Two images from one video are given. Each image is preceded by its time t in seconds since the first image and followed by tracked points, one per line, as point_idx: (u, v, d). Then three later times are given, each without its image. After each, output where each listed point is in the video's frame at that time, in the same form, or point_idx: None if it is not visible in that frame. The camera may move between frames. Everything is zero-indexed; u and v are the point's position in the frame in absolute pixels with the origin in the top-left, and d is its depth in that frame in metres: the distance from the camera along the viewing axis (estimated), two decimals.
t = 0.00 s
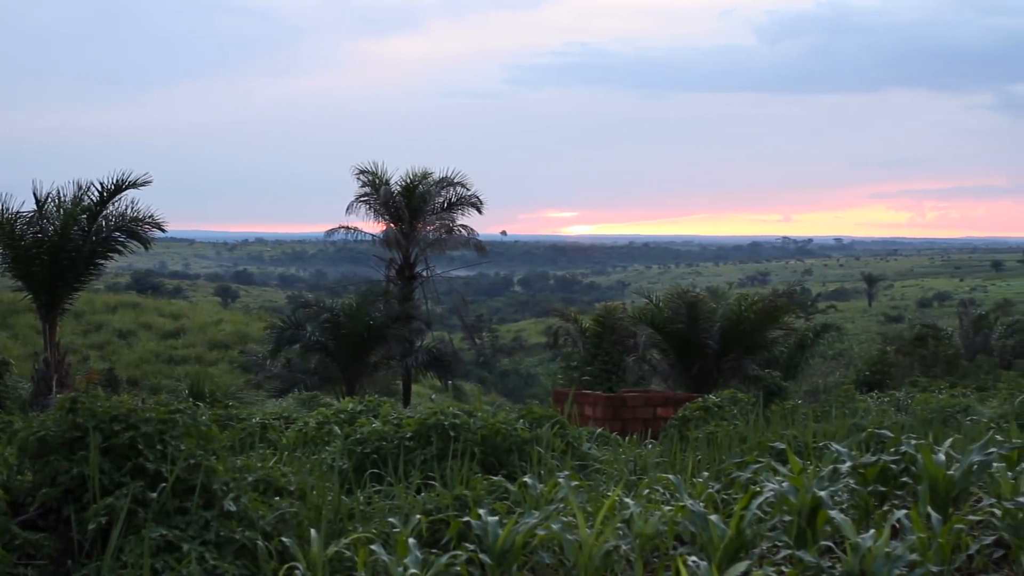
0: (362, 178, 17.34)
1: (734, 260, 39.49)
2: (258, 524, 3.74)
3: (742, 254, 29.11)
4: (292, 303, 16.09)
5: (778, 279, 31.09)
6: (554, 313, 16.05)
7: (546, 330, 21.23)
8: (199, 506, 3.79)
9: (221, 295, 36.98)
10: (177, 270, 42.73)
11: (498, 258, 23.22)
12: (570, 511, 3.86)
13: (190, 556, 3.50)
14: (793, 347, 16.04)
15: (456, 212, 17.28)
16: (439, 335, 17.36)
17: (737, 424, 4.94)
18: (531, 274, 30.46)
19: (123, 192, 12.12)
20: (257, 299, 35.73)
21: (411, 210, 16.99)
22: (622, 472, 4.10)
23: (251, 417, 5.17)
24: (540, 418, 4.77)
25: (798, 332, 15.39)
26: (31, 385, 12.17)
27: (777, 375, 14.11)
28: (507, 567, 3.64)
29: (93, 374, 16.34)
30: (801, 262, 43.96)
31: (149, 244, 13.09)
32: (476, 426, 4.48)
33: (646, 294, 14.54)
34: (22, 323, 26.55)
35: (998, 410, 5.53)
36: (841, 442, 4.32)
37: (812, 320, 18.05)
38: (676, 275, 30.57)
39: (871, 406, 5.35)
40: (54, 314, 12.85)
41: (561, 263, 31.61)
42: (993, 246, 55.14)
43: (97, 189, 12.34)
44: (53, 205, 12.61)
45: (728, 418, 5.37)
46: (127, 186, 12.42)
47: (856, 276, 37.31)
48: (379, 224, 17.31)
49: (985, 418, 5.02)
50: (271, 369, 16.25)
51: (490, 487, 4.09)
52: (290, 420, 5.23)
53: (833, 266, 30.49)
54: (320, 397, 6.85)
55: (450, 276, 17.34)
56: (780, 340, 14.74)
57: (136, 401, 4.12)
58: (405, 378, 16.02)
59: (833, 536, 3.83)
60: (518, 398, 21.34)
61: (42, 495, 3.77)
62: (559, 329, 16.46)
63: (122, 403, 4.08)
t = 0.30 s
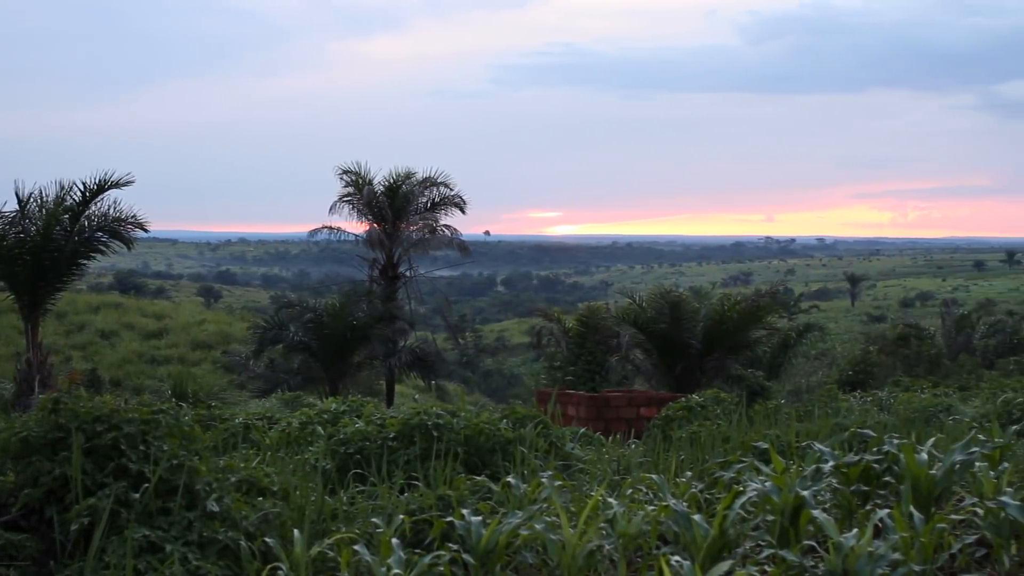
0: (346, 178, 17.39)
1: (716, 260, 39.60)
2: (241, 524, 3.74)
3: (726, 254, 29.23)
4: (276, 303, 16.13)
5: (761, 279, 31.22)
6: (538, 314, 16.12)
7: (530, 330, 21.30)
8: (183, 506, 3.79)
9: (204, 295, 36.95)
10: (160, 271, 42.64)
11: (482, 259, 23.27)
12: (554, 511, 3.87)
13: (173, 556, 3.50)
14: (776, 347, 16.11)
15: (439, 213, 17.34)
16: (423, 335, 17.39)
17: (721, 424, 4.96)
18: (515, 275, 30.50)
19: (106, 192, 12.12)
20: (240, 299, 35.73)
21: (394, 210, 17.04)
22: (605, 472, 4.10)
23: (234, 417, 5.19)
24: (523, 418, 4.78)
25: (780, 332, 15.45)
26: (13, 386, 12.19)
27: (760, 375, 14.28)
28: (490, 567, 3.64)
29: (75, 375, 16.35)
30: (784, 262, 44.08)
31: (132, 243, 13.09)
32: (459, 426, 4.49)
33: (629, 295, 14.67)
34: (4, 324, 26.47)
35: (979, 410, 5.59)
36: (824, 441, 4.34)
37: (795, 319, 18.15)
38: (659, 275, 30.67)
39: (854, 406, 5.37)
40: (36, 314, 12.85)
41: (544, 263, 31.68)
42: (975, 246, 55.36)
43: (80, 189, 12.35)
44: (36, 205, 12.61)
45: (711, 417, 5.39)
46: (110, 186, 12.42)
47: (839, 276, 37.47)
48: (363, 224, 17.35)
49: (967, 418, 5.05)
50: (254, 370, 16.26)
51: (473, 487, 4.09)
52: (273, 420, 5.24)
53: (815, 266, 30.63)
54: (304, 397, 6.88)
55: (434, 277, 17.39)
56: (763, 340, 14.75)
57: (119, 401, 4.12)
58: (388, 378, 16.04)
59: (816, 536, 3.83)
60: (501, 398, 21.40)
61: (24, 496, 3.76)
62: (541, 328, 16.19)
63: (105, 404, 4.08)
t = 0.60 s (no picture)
0: (331, 178, 17.40)
1: (702, 260, 39.70)
2: (226, 525, 3.73)
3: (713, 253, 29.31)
4: (261, 303, 16.16)
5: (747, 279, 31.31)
6: (523, 313, 16.14)
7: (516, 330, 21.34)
8: (168, 507, 3.78)
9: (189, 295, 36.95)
10: (145, 271, 42.59)
11: (468, 259, 23.31)
12: (540, 511, 3.87)
13: (158, 557, 3.49)
14: (762, 346, 16.17)
15: (425, 212, 17.36)
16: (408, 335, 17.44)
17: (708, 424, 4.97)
18: (499, 274, 30.60)
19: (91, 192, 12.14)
20: (225, 299, 35.74)
21: (380, 210, 17.05)
22: (592, 472, 4.10)
23: (219, 417, 5.18)
24: (509, 418, 4.78)
25: (766, 332, 15.50)
26: None
27: (746, 374, 14.38)
28: (476, 567, 3.63)
29: (59, 375, 16.35)
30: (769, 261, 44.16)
31: (116, 244, 13.14)
32: (445, 426, 4.49)
33: (615, 295, 14.66)
34: None
35: (964, 409, 5.62)
36: (810, 441, 4.35)
37: (781, 319, 18.20)
38: (644, 275, 30.79)
39: (839, 405, 5.38)
40: (20, 314, 12.89)
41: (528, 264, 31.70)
42: (961, 246, 55.56)
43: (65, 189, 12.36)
44: (20, 205, 12.61)
45: (698, 418, 5.39)
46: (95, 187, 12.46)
47: (825, 276, 37.59)
48: (348, 224, 17.36)
49: (952, 418, 5.05)
50: (239, 370, 16.28)
51: (459, 487, 4.09)
52: (259, 421, 5.22)
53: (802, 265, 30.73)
54: (289, 398, 6.90)
55: (419, 277, 17.41)
56: (748, 340, 14.76)
57: (104, 402, 4.12)
58: (373, 378, 16.07)
59: (802, 536, 3.83)
60: (487, 398, 21.46)
61: (8, 496, 3.75)
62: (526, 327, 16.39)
63: (89, 404, 4.08)
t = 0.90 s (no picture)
0: (314, 178, 17.41)
1: (685, 260, 39.81)
2: (209, 525, 3.72)
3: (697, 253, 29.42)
4: (245, 303, 16.17)
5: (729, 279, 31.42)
6: (506, 313, 16.16)
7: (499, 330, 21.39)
8: (150, 508, 3.77)
9: (172, 296, 36.93)
10: (127, 270, 42.52)
11: (451, 259, 23.37)
12: (523, 511, 3.87)
13: (141, 558, 3.49)
14: (744, 346, 16.23)
15: (408, 212, 17.38)
16: (391, 335, 17.49)
17: (690, 424, 4.98)
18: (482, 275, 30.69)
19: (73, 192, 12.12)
20: (208, 299, 35.73)
21: (363, 210, 17.06)
22: (574, 472, 4.10)
23: (201, 417, 5.18)
24: (492, 418, 4.79)
25: (749, 332, 15.56)
26: None
27: (728, 375, 14.53)
28: (459, 568, 3.63)
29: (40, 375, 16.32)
30: (752, 262, 44.30)
31: (99, 243, 13.12)
32: (428, 426, 4.50)
33: (599, 294, 14.73)
34: None
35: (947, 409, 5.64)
36: (792, 440, 4.36)
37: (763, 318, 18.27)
38: (627, 275, 30.88)
39: (822, 405, 5.39)
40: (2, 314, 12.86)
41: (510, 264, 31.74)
42: (942, 248, 55.85)
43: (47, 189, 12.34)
44: (2, 205, 12.58)
45: (681, 418, 5.39)
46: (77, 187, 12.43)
47: (807, 277, 37.75)
48: (331, 225, 17.36)
49: (933, 417, 5.05)
50: (223, 370, 16.29)
51: (441, 487, 4.09)
52: (243, 421, 5.20)
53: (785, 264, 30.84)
54: (271, 398, 6.92)
55: (403, 277, 17.42)
56: (730, 340, 14.91)
57: (86, 403, 4.12)
58: (357, 379, 16.06)
59: (785, 535, 3.84)
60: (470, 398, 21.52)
61: None
62: (509, 329, 15.88)
63: (71, 404, 4.08)
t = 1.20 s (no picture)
0: (294, 178, 17.41)
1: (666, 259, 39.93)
2: (189, 525, 3.72)
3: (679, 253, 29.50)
4: (225, 303, 16.16)
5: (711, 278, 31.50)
6: (486, 314, 16.18)
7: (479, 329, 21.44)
8: (130, 508, 3.76)
9: (152, 295, 36.86)
10: (106, 270, 42.42)
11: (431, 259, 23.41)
12: (503, 511, 3.87)
13: (120, 558, 3.48)
14: (724, 346, 16.30)
15: (388, 212, 17.38)
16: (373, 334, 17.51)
17: (671, 424, 4.98)
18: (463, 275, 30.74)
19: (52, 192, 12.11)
20: (188, 299, 35.69)
21: (343, 210, 17.06)
22: (556, 471, 4.10)
23: (181, 417, 5.17)
24: (472, 418, 4.78)
25: (729, 332, 15.62)
26: None
27: (708, 374, 14.42)
28: (439, 567, 3.62)
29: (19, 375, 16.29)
30: (732, 262, 44.44)
31: (79, 243, 13.10)
32: (409, 426, 4.50)
33: (577, 295, 14.91)
34: None
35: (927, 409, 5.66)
36: (773, 440, 4.37)
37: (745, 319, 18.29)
38: (606, 275, 30.96)
39: (802, 405, 5.39)
40: None
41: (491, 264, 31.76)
42: (921, 247, 56.14)
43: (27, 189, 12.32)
44: None
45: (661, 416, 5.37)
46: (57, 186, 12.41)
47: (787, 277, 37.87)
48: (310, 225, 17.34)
49: (913, 416, 5.07)
50: (202, 370, 16.30)
51: (422, 487, 4.09)
52: (223, 421, 5.18)
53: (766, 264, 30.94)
54: (250, 399, 6.94)
55: (383, 276, 17.41)
56: (712, 339, 14.95)
57: (65, 403, 4.11)
58: (337, 379, 16.03)
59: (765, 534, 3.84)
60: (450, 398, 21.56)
61: None
62: (490, 327, 16.25)
63: (51, 405, 4.08)
